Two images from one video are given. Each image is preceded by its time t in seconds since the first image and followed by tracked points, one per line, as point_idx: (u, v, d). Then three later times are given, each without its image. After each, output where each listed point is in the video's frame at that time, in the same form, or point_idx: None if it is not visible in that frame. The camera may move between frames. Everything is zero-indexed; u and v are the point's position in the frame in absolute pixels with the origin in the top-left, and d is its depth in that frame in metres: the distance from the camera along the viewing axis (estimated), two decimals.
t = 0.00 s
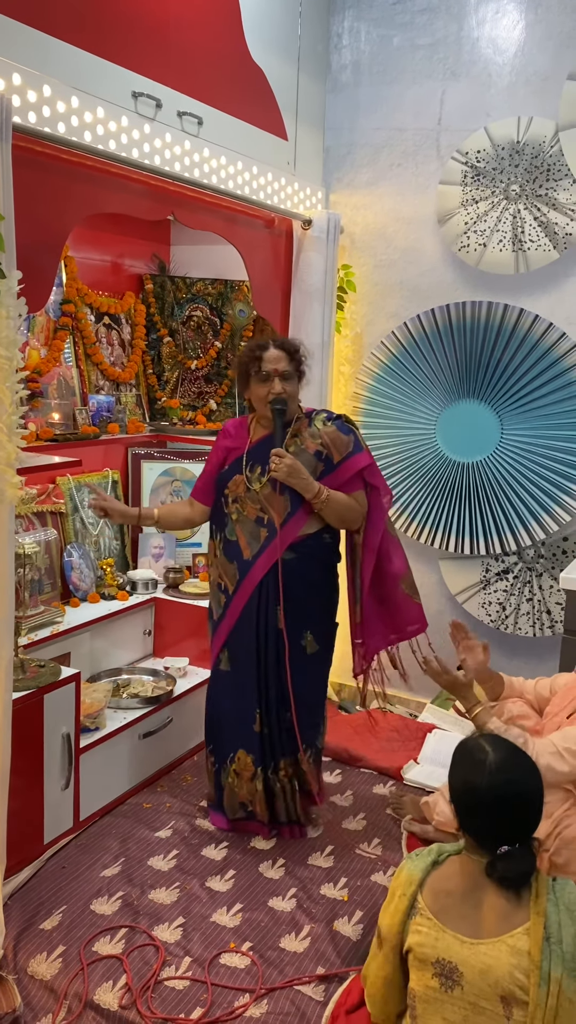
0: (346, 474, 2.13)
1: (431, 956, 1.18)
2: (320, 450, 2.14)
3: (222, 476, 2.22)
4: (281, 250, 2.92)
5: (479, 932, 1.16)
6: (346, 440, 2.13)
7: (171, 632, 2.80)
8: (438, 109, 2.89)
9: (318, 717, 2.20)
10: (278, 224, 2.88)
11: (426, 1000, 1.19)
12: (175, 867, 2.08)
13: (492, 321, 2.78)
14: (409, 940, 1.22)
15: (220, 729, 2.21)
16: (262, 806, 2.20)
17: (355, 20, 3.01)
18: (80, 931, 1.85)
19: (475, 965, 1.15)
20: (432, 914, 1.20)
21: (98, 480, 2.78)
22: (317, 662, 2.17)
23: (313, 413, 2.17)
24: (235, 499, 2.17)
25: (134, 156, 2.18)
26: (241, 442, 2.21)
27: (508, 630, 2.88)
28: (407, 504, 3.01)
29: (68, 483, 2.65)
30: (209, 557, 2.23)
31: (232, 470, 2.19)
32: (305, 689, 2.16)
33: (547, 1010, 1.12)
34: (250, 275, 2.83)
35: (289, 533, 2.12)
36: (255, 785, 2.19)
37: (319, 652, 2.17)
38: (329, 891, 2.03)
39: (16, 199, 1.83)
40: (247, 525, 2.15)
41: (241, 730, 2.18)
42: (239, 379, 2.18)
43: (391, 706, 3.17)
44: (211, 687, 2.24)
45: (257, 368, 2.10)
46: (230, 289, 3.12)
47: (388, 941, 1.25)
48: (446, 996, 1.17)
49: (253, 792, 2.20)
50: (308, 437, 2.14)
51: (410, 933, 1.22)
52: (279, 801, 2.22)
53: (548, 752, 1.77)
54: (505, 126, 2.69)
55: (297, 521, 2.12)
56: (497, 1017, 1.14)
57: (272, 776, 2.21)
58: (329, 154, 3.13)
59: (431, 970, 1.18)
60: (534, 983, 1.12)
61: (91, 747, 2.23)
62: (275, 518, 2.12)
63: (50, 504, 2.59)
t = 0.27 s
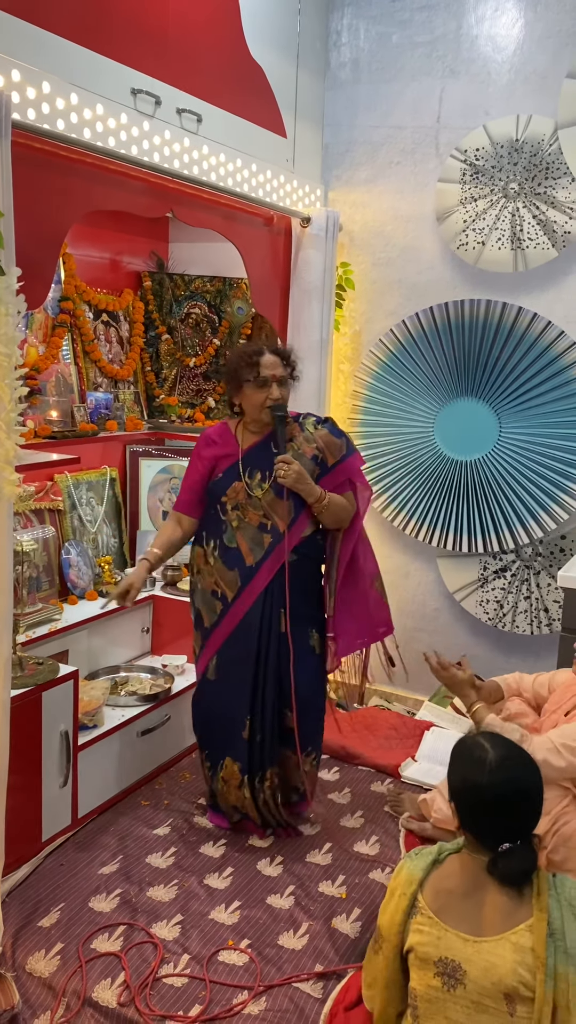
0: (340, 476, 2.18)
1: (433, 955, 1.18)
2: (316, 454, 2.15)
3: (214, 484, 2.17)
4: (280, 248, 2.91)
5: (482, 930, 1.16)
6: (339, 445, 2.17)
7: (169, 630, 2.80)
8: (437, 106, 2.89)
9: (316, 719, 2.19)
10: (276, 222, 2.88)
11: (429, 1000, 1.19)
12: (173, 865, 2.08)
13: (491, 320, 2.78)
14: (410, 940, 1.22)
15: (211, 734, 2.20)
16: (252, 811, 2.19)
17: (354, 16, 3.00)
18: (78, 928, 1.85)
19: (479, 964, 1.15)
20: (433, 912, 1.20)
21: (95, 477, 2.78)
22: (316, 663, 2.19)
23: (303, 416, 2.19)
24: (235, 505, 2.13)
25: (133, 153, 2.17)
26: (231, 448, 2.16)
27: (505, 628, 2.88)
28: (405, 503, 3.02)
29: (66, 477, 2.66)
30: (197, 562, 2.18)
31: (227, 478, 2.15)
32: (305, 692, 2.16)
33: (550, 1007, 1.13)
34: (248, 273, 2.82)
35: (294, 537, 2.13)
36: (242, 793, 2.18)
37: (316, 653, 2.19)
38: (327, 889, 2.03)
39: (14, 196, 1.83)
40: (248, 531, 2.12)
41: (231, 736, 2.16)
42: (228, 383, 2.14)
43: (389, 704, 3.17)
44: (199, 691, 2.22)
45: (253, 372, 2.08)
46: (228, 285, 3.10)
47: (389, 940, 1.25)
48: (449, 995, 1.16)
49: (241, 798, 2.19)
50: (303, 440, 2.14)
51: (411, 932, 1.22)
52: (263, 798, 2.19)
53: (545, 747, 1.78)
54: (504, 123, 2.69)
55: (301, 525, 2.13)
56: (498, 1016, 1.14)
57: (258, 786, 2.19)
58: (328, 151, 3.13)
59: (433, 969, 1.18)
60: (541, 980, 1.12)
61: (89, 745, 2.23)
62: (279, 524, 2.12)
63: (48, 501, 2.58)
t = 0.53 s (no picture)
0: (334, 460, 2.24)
1: (430, 952, 1.18)
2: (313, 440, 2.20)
3: (228, 477, 2.11)
4: (279, 246, 2.90)
5: (479, 928, 1.16)
6: (331, 431, 2.25)
7: (168, 628, 2.80)
8: (437, 106, 2.88)
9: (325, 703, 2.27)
10: (276, 220, 2.87)
11: (424, 997, 1.19)
12: (173, 863, 2.08)
13: (490, 319, 2.78)
14: (407, 936, 1.22)
15: (228, 732, 2.19)
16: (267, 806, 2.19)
17: (354, 15, 3.00)
18: (77, 926, 1.85)
19: (476, 962, 1.15)
20: (431, 909, 1.20)
21: (95, 476, 2.77)
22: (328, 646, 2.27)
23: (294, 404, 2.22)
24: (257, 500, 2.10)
25: (132, 151, 2.17)
26: (242, 438, 2.13)
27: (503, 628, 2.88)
28: (404, 503, 3.02)
29: (65, 477, 2.65)
30: (213, 560, 2.14)
31: (244, 469, 2.11)
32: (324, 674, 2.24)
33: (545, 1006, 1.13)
34: (248, 271, 2.82)
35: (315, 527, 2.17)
36: (262, 784, 2.19)
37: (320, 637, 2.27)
38: (326, 887, 2.03)
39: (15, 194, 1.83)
40: (274, 524, 2.10)
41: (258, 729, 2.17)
42: (232, 371, 2.11)
43: (387, 703, 3.17)
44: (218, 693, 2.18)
45: (265, 360, 2.07)
46: (228, 284, 3.12)
47: (386, 937, 1.25)
48: (445, 992, 1.17)
49: (258, 791, 2.19)
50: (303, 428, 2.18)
51: (409, 928, 1.22)
52: (283, 803, 2.21)
53: (545, 745, 1.78)
54: (504, 122, 2.69)
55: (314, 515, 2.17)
56: (495, 1014, 1.14)
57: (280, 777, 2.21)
58: (327, 150, 3.12)
59: (430, 966, 1.18)
60: (533, 981, 1.12)
61: (89, 744, 2.23)
62: (301, 512, 2.13)
63: (47, 500, 2.58)
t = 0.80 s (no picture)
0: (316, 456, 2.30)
1: (431, 948, 1.19)
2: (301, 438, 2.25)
3: (247, 481, 2.10)
4: (279, 245, 2.91)
5: (480, 924, 1.17)
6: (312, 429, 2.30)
7: (168, 626, 2.81)
8: (437, 104, 2.89)
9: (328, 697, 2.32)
10: (276, 218, 2.88)
11: (426, 993, 1.20)
12: (173, 860, 2.09)
13: (490, 317, 2.78)
14: (408, 933, 1.23)
15: (239, 730, 2.20)
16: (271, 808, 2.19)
17: (354, 13, 3.00)
18: (78, 922, 1.86)
19: (478, 957, 1.15)
20: (432, 906, 1.21)
21: (95, 473, 2.78)
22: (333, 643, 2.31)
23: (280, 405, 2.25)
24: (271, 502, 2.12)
25: (133, 149, 2.16)
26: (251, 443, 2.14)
27: (503, 625, 2.89)
28: (404, 501, 3.02)
29: (65, 476, 2.65)
30: (230, 566, 2.13)
31: (261, 472, 2.11)
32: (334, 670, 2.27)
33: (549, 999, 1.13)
34: (248, 269, 2.83)
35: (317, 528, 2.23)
36: (270, 781, 2.19)
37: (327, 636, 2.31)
38: (326, 883, 2.04)
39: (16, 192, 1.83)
40: (287, 525, 2.14)
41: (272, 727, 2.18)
42: (235, 374, 2.10)
43: (387, 700, 3.18)
44: (234, 696, 2.18)
45: (271, 364, 2.08)
46: (228, 283, 3.12)
47: (387, 934, 1.26)
48: (447, 988, 1.17)
49: (265, 790, 2.19)
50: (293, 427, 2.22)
51: (410, 925, 1.23)
52: (289, 797, 2.21)
53: (544, 738, 1.80)
54: (504, 120, 2.69)
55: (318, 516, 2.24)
56: (497, 1008, 1.15)
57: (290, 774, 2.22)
58: (327, 148, 3.12)
59: (432, 962, 1.18)
60: (537, 972, 1.13)
61: (89, 741, 2.23)
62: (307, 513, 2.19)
63: (48, 497, 2.59)
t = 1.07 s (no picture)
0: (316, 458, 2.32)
1: (430, 945, 1.19)
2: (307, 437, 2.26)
3: (256, 470, 2.10)
4: (280, 244, 2.92)
5: (479, 921, 1.17)
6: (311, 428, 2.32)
7: (169, 625, 2.81)
8: (438, 102, 2.89)
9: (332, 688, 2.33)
10: (277, 217, 2.88)
11: (425, 989, 1.20)
12: (175, 858, 2.10)
13: (491, 315, 2.78)
14: (408, 930, 1.23)
15: (248, 723, 2.21)
16: (285, 796, 2.21)
17: (355, 12, 3.00)
18: (80, 921, 1.86)
19: (476, 955, 1.15)
20: (432, 903, 1.21)
21: (96, 472, 2.78)
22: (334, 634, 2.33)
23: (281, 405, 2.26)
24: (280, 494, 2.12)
25: (134, 148, 2.15)
26: (255, 434, 2.14)
27: (504, 623, 2.89)
28: (404, 500, 3.03)
29: (67, 476, 2.67)
30: (239, 559, 2.13)
31: (267, 462, 2.12)
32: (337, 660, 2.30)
33: (545, 996, 1.14)
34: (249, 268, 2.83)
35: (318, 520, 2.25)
36: (283, 772, 2.21)
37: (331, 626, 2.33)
38: (327, 881, 2.04)
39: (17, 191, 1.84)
40: (294, 516, 2.14)
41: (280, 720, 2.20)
42: (236, 366, 2.10)
43: (388, 698, 3.19)
44: (242, 689, 2.19)
45: (272, 356, 2.09)
46: (229, 281, 3.12)
47: (387, 930, 1.26)
48: (446, 985, 1.18)
49: (278, 779, 2.21)
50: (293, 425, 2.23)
51: (410, 922, 1.23)
52: (303, 788, 2.22)
53: (545, 736, 1.80)
54: (505, 119, 2.69)
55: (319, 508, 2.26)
56: (495, 1006, 1.15)
57: (302, 766, 2.21)
58: (328, 147, 3.12)
59: (431, 959, 1.19)
60: (532, 973, 1.13)
61: (90, 739, 2.24)
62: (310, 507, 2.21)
63: (49, 496, 2.59)
